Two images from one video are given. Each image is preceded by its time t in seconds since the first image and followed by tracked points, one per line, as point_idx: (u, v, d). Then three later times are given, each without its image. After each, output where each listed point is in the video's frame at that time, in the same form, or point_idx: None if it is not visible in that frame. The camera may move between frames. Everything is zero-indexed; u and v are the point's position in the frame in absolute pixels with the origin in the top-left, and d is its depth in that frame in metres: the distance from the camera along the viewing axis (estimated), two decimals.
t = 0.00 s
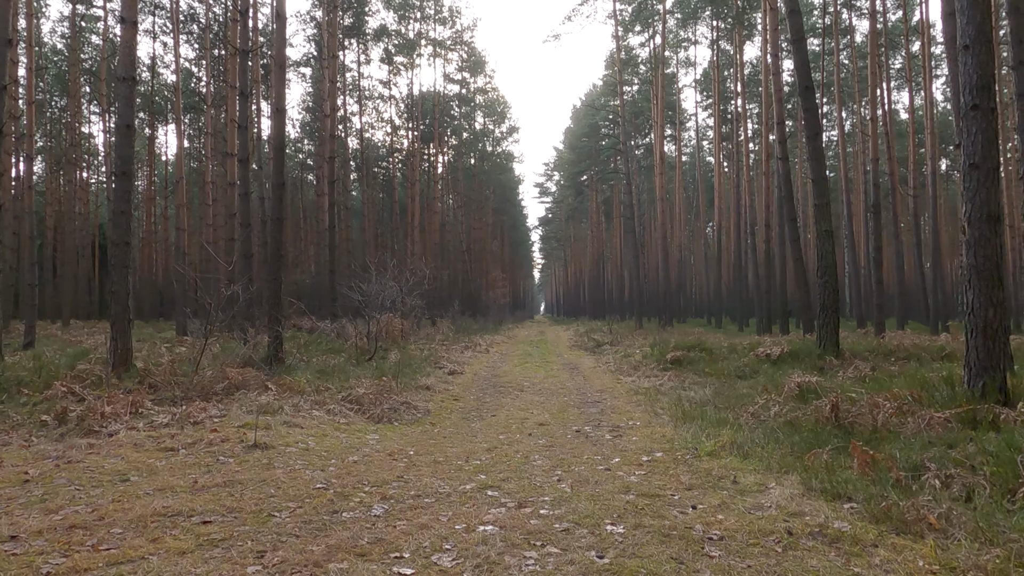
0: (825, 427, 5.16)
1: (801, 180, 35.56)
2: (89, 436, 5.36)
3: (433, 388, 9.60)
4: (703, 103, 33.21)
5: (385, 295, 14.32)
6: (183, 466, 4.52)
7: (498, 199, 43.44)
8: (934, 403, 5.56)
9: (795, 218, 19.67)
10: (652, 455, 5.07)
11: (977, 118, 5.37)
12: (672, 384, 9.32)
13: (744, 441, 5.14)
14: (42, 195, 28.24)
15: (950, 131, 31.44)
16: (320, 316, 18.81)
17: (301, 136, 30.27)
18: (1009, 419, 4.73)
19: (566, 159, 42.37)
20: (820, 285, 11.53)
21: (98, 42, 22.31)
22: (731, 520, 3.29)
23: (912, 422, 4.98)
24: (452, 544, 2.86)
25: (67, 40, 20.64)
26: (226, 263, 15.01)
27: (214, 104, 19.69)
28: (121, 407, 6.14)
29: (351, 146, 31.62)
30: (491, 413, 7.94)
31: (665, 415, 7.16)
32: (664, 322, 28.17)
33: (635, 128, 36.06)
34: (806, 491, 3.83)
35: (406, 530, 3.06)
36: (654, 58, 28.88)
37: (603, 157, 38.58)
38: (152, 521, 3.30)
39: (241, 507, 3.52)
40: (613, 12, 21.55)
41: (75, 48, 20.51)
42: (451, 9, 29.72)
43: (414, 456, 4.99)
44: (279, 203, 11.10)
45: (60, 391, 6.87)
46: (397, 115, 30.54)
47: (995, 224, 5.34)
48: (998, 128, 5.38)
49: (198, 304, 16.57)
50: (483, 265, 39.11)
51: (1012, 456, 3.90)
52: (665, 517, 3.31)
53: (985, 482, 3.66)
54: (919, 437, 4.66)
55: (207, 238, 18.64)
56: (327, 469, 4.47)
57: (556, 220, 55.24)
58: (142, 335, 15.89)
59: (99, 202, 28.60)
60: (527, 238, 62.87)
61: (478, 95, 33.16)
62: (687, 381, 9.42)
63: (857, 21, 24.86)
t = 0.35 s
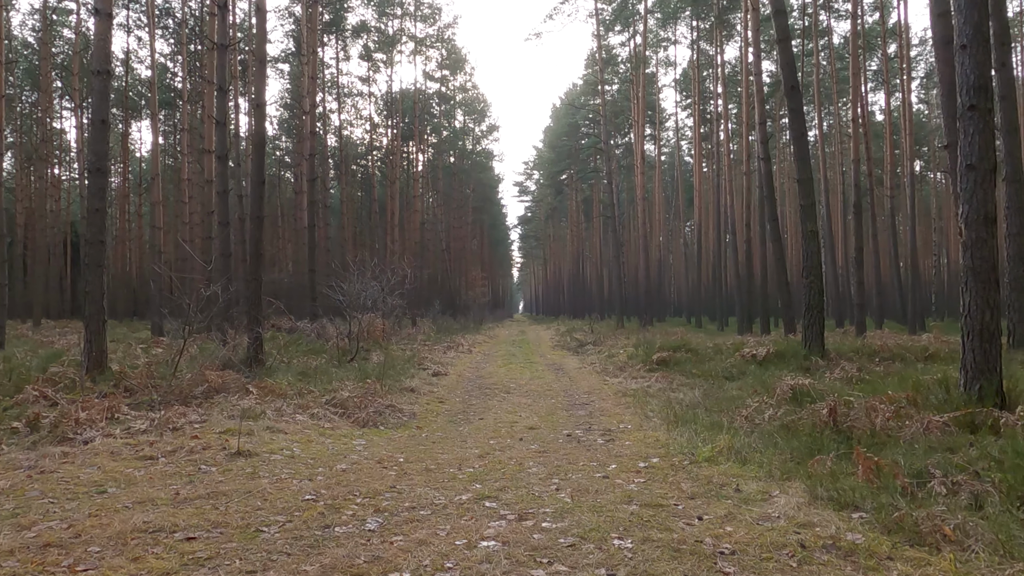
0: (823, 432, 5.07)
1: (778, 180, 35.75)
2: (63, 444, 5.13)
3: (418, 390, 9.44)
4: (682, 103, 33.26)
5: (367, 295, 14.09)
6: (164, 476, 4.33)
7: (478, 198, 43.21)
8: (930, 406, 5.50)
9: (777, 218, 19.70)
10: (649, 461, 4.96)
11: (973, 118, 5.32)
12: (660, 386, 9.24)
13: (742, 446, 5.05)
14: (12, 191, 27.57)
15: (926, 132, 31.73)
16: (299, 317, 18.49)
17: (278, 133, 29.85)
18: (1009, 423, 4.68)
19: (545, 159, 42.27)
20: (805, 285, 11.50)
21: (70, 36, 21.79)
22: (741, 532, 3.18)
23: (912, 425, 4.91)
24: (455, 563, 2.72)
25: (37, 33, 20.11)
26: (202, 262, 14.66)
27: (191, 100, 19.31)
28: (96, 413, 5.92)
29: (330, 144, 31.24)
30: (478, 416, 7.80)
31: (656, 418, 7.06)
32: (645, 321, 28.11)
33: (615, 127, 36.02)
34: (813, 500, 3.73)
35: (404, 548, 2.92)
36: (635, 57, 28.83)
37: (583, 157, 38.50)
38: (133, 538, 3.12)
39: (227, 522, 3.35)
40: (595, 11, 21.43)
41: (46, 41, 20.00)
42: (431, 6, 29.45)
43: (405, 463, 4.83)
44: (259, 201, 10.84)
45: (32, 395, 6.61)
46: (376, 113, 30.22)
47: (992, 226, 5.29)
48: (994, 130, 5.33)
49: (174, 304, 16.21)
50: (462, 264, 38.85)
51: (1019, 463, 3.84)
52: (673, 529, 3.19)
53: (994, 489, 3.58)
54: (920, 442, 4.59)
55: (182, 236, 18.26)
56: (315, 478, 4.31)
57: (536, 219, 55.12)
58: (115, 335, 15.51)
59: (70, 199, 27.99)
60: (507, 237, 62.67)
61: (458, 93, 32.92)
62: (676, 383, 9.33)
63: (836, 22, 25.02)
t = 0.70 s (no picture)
0: (824, 431, 5.01)
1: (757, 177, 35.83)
2: (41, 446, 4.94)
3: (405, 389, 9.30)
4: (665, 101, 33.26)
5: (351, 292, 13.86)
6: (150, 481, 4.16)
7: (460, 195, 42.93)
8: (929, 404, 5.46)
9: (761, 215, 19.71)
10: (648, 461, 4.87)
11: (973, 113, 5.27)
12: (651, 383, 9.17)
13: (742, 445, 4.98)
14: None
15: (906, 131, 31.97)
16: (281, 315, 18.19)
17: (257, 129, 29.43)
18: (1011, 421, 4.64)
19: (527, 155, 42.11)
20: (792, 282, 11.48)
21: (43, 28, 21.27)
22: (755, 536, 3.09)
23: (913, 423, 4.86)
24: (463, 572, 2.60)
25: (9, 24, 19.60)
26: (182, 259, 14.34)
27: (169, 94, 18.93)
28: (77, 414, 5.73)
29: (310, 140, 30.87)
30: (468, 415, 7.67)
31: (650, 417, 6.97)
32: (628, 319, 28.07)
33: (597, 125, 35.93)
34: (822, 502, 3.65)
35: (407, 556, 2.80)
36: (618, 55, 28.74)
37: (565, 153, 38.37)
38: (120, 548, 2.97)
39: (219, 529, 3.19)
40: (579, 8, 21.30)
41: (17, 34, 19.49)
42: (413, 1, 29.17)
43: (400, 464, 4.70)
44: (242, 197, 10.61)
45: (7, 396, 6.39)
46: (357, 109, 29.88)
47: (991, 222, 5.25)
48: (994, 125, 5.29)
49: (153, 302, 15.89)
50: (444, 261, 38.58)
51: None
52: (685, 533, 3.09)
53: (1004, 488, 3.53)
54: (922, 441, 4.55)
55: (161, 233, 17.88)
56: (308, 481, 4.16)
57: (517, 216, 54.97)
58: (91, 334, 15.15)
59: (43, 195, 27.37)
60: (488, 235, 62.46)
61: (440, 90, 32.66)
62: (666, 380, 9.28)
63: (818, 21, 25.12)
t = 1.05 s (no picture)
0: (836, 436, 4.92)
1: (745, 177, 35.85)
2: (32, 455, 4.76)
3: (401, 391, 9.14)
4: (653, 101, 33.21)
5: (342, 293, 13.66)
6: (147, 493, 3.99)
7: (448, 195, 42.69)
8: (940, 408, 5.37)
9: (752, 215, 19.67)
10: (659, 468, 4.76)
11: (984, 113, 5.21)
12: (650, 385, 9.07)
13: (755, 451, 4.87)
14: None
15: (893, 132, 32.09)
16: (270, 315, 17.94)
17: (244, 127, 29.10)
18: None
19: (515, 155, 41.96)
20: (788, 282, 11.43)
21: (25, 25, 20.90)
22: (784, 550, 2.98)
23: (927, 428, 4.76)
24: None
25: None
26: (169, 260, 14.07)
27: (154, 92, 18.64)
28: (67, 420, 5.54)
29: (297, 139, 30.56)
30: (467, 419, 7.53)
31: (653, 420, 6.86)
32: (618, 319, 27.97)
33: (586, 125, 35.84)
34: (846, 511, 3.55)
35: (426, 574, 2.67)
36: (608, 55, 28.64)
37: (553, 153, 38.25)
38: (121, 568, 2.82)
39: (223, 546, 3.04)
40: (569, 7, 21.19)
41: None
42: None
43: (405, 473, 4.56)
44: (232, 196, 10.40)
45: None
46: (344, 108, 29.63)
47: (1004, 223, 5.19)
48: (1006, 125, 5.23)
49: (140, 302, 15.63)
50: (432, 261, 38.32)
51: None
52: (711, 548, 2.97)
53: None
54: (939, 446, 4.47)
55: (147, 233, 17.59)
56: (312, 492, 4.01)
57: (505, 216, 54.82)
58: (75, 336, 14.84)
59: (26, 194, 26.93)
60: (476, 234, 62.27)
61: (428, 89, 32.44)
62: (665, 382, 9.18)
63: (806, 22, 25.17)
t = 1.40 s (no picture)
0: (854, 441, 4.81)
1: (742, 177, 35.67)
2: (28, 463, 4.61)
3: (402, 394, 9.00)
4: (649, 102, 33.11)
5: (340, 295, 13.49)
6: (150, 502, 3.84)
7: (443, 196, 42.47)
8: (958, 411, 5.27)
9: (750, 215, 19.55)
10: (675, 473, 4.64)
11: (1002, 111, 5.12)
12: (654, 388, 8.95)
13: (771, 456, 4.75)
14: None
15: (889, 133, 32.08)
16: (265, 317, 17.70)
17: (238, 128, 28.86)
18: None
19: (510, 155, 41.77)
20: (792, 283, 11.30)
21: (17, 24, 20.68)
22: (817, 562, 2.87)
23: (947, 432, 4.66)
24: None
25: None
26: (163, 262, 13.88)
27: (148, 92, 18.45)
28: (64, 426, 5.40)
29: (291, 139, 30.32)
30: (471, 422, 7.41)
31: (662, 424, 6.75)
32: (615, 320, 27.79)
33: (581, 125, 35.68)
34: (875, 521, 3.43)
35: None
36: (602, 56, 28.52)
37: (548, 153, 38.08)
38: None
39: (233, 561, 2.91)
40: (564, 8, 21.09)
41: None
42: None
43: (414, 479, 4.43)
44: (230, 197, 10.22)
45: None
46: (339, 108, 29.43)
47: None
48: None
49: (133, 304, 15.41)
50: (427, 262, 38.07)
51: None
52: (742, 561, 2.86)
53: None
54: (961, 451, 4.35)
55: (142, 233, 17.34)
56: (320, 500, 3.88)
57: (500, 216, 54.65)
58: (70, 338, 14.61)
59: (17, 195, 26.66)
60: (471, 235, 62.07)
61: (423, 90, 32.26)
62: (670, 385, 9.06)
63: (803, 22, 25.13)
